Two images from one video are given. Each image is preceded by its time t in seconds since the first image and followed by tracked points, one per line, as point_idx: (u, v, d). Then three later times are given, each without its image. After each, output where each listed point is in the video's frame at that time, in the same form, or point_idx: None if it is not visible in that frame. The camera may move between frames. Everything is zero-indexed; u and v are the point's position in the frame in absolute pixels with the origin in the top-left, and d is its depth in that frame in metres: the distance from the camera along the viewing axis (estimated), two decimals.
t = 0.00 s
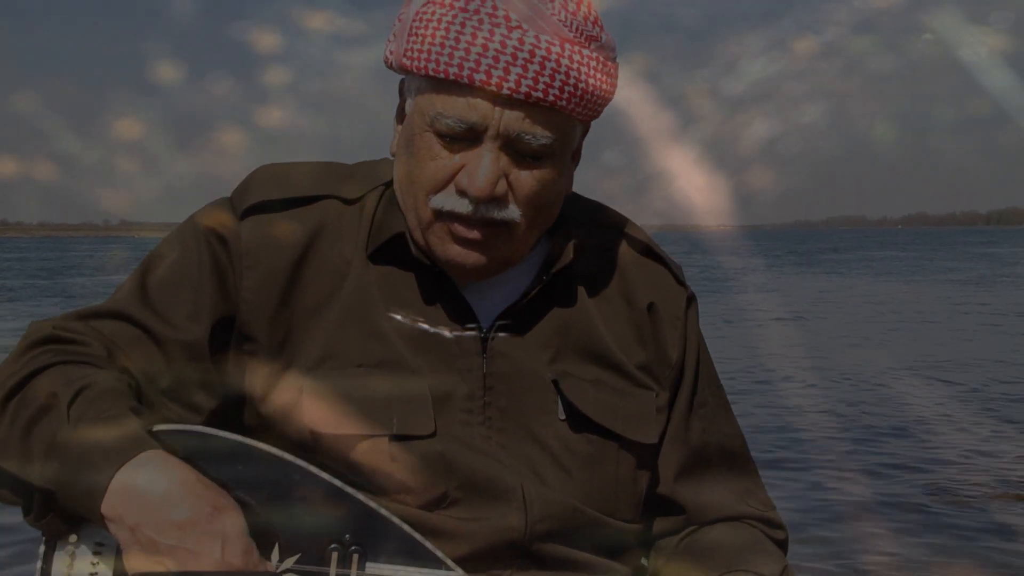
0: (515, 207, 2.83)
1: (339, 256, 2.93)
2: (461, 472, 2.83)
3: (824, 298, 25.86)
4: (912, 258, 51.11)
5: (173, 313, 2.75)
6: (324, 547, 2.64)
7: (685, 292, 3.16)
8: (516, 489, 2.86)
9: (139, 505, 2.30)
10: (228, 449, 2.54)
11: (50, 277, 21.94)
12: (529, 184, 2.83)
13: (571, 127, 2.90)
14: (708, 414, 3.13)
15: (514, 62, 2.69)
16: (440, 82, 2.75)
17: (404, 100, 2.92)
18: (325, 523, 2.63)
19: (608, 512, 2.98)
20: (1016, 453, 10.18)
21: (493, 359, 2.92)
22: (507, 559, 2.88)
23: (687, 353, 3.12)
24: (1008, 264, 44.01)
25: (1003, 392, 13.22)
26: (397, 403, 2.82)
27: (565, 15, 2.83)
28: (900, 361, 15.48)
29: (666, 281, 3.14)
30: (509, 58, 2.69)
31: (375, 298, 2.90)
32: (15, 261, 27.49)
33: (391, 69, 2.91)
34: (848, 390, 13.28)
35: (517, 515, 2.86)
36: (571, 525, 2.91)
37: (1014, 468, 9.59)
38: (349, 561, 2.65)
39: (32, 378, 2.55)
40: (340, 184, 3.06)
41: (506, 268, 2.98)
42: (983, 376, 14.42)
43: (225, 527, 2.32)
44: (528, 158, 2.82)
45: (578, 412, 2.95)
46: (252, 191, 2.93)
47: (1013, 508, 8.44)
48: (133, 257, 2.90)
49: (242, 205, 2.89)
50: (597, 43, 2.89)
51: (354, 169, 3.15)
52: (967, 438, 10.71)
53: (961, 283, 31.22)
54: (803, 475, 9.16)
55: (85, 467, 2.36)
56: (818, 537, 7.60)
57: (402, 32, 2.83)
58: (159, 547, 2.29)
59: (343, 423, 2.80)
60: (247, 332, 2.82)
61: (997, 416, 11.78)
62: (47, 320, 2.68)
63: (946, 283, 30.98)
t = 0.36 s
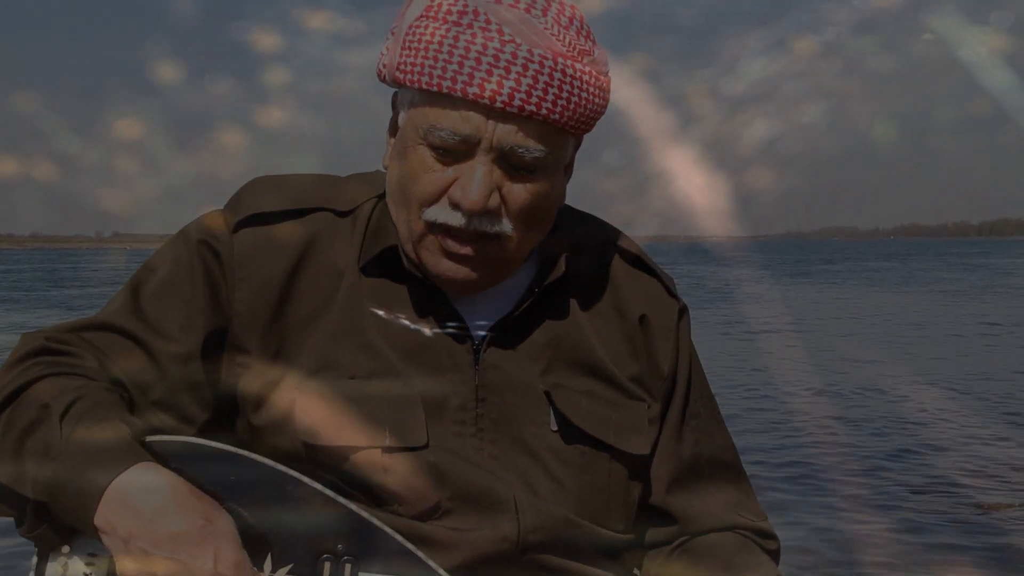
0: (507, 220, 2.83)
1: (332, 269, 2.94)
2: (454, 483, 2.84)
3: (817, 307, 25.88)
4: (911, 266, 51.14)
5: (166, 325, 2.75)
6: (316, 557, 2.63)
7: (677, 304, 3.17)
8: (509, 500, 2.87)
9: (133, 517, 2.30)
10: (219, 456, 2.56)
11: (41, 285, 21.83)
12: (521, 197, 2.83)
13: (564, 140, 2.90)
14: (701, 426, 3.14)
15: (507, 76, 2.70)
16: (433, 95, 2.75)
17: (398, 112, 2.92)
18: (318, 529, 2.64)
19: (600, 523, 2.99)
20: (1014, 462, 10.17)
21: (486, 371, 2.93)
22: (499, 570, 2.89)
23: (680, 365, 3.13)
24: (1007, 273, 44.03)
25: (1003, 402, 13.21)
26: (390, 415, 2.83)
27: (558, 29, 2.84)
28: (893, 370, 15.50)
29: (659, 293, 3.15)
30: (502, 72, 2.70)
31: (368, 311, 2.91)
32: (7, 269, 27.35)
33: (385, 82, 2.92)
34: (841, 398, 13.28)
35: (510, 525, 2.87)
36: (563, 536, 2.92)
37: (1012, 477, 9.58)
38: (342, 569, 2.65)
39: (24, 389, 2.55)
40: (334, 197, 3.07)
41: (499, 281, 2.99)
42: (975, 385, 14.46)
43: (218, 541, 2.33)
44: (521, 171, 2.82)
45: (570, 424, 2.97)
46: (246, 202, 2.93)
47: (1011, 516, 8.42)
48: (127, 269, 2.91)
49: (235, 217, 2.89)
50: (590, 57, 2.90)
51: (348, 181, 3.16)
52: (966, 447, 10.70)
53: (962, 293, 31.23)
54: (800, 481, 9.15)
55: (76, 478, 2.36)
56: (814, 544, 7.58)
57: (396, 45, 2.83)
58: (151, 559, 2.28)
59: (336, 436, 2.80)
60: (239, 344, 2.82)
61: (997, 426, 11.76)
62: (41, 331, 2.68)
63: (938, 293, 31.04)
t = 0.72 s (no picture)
0: (516, 221, 2.84)
1: (339, 271, 2.95)
2: (462, 484, 2.85)
3: (819, 310, 25.88)
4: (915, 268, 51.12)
5: (175, 328, 2.76)
6: (326, 559, 2.65)
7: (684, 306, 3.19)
8: (517, 501, 2.88)
9: (141, 517, 2.31)
10: (226, 455, 2.56)
11: (41, 294, 21.80)
12: (530, 199, 2.84)
13: (572, 142, 2.91)
14: (707, 427, 3.16)
15: (515, 78, 2.71)
16: (441, 98, 2.76)
17: (406, 115, 2.93)
18: (327, 529, 2.65)
19: (607, 524, 3.00)
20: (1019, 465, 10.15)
21: (492, 373, 2.94)
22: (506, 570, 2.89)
23: (686, 366, 3.14)
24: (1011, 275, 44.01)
25: (1009, 404, 13.19)
26: (397, 417, 2.84)
27: (566, 31, 2.85)
28: (894, 373, 15.50)
29: (665, 294, 3.16)
30: (510, 75, 2.71)
31: (375, 313, 2.92)
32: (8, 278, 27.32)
33: (393, 85, 2.93)
34: (843, 401, 13.28)
35: (518, 526, 2.87)
36: (570, 536, 2.93)
37: (1016, 480, 9.56)
38: (351, 569, 2.67)
39: (34, 391, 2.56)
40: (342, 199, 3.08)
41: (506, 283, 3.01)
42: (977, 387, 14.47)
43: (226, 538, 2.34)
44: (529, 173, 2.83)
45: (578, 425, 2.98)
46: (254, 204, 2.94)
47: (1015, 520, 8.41)
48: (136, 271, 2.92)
49: (244, 220, 2.90)
50: (597, 59, 2.91)
51: (356, 184, 3.17)
52: (971, 450, 10.69)
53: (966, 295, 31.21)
54: (805, 484, 9.14)
55: (86, 479, 2.37)
56: (819, 547, 7.57)
57: (403, 48, 2.84)
58: (160, 558, 2.30)
59: (344, 437, 2.81)
60: (248, 346, 2.83)
61: (1002, 428, 11.75)
62: (51, 333, 2.70)
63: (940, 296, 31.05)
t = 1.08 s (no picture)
0: (523, 217, 2.84)
1: (344, 268, 2.96)
2: (467, 481, 2.85)
3: (818, 309, 25.88)
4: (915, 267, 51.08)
5: (180, 324, 2.77)
6: (330, 554, 2.66)
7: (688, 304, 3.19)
8: (522, 498, 2.88)
9: (147, 513, 2.31)
10: (230, 451, 2.57)
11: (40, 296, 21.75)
12: (536, 194, 2.85)
13: (578, 137, 2.92)
14: (711, 424, 3.16)
15: (522, 73, 2.71)
16: (447, 93, 2.77)
17: (412, 111, 2.94)
18: (330, 527, 2.67)
19: (611, 521, 3.01)
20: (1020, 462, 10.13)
21: (497, 369, 2.94)
22: (510, 566, 2.90)
23: (690, 364, 3.15)
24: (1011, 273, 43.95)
25: (1009, 402, 13.17)
26: (402, 413, 2.84)
27: (572, 27, 2.86)
28: (893, 371, 15.51)
29: (669, 292, 3.17)
30: (517, 69, 2.71)
31: (379, 309, 2.93)
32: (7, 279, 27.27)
33: (399, 81, 2.94)
34: (843, 398, 13.28)
35: (522, 523, 2.87)
36: (575, 533, 2.93)
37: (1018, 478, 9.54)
38: (355, 565, 2.68)
39: (40, 387, 2.56)
40: (347, 196, 3.08)
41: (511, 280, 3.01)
42: (977, 384, 14.48)
43: (231, 535, 2.31)
44: (536, 167, 2.84)
45: (582, 422, 2.98)
46: (259, 201, 2.95)
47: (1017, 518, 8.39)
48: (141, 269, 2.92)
49: (249, 216, 2.91)
50: (603, 54, 2.92)
51: (360, 181, 3.18)
52: (972, 448, 10.67)
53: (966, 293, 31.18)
54: (807, 484, 9.13)
55: (92, 476, 2.38)
56: (821, 547, 7.56)
57: (409, 45, 2.85)
58: (167, 554, 2.30)
59: (349, 434, 2.82)
60: (253, 343, 2.83)
61: (1002, 426, 11.73)
62: (56, 329, 2.70)
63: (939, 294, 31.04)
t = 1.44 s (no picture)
0: (538, 206, 2.84)
1: (358, 258, 2.96)
2: (480, 471, 2.84)
3: (825, 303, 25.83)
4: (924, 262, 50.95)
5: (195, 312, 2.77)
6: (345, 543, 2.65)
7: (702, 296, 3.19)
8: (535, 488, 2.88)
9: (163, 500, 2.31)
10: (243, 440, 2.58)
11: (46, 287, 21.78)
12: (552, 183, 2.84)
13: (594, 128, 2.91)
14: (724, 416, 3.16)
15: (539, 61, 2.71)
16: (464, 82, 2.77)
17: (427, 101, 2.94)
18: (343, 518, 2.66)
19: (624, 513, 3.01)
20: None
21: (510, 360, 2.94)
22: (523, 556, 2.90)
23: (704, 356, 3.14)
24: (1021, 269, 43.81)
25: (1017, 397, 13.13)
26: (415, 402, 2.83)
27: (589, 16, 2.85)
28: (900, 366, 15.48)
29: (683, 284, 3.17)
30: (534, 58, 2.71)
31: (393, 299, 2.93)
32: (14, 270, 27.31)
33: (415, 70, 2.94)
34: (850, 393, 13.25)
35: (535, 513, 2.87)
36: (588, 524, 2.92)
37: None
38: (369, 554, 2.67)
39: (56, 373, 2.57)
40: (361, 186, 3.08)
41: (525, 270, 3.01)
42: (985, 379, 14.44)
43: (246, 523, 2.31)
44: (552, 157, 2.83)
45: (595, 414, 2.98)
46: (274, 190, 2.95)
47: None
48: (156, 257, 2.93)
49: (264, 205, 2.91)
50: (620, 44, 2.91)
51: (374, 171, 3.18)
52: (981, 443, 10.64)
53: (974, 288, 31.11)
54: (815, 478, 9.12)
55: (107, 462, 2.38)
56: (829, 541, 7.55)
57: (426, 33, 2.85)
58: (180, 541, 2.29)
59: (363, 423, 2.81)
60: (267, 332, 2.84)
61: (1011, 421, 11.70)
62: (72, 316, 2.70)
63: (947, 289, 30.95)
